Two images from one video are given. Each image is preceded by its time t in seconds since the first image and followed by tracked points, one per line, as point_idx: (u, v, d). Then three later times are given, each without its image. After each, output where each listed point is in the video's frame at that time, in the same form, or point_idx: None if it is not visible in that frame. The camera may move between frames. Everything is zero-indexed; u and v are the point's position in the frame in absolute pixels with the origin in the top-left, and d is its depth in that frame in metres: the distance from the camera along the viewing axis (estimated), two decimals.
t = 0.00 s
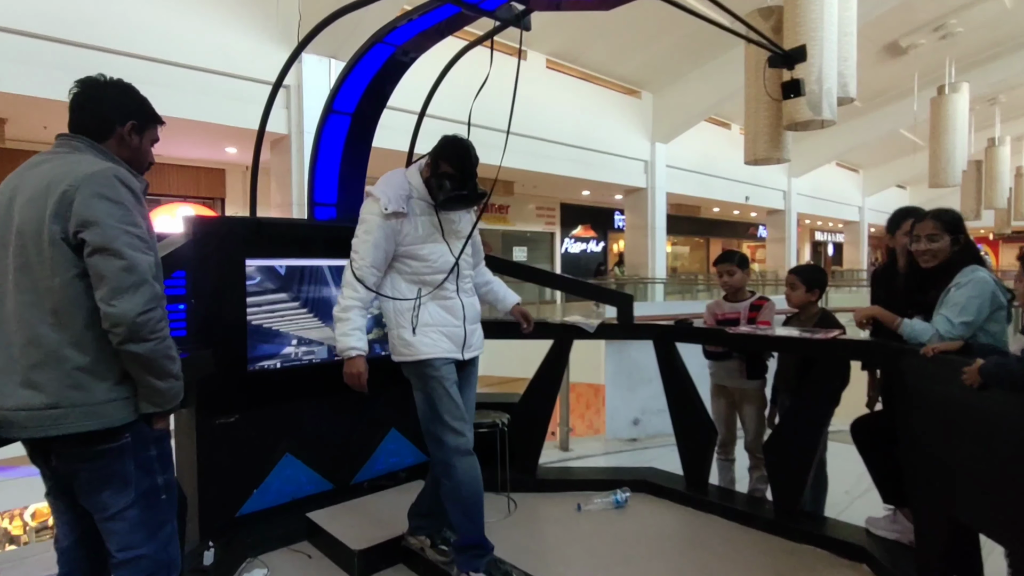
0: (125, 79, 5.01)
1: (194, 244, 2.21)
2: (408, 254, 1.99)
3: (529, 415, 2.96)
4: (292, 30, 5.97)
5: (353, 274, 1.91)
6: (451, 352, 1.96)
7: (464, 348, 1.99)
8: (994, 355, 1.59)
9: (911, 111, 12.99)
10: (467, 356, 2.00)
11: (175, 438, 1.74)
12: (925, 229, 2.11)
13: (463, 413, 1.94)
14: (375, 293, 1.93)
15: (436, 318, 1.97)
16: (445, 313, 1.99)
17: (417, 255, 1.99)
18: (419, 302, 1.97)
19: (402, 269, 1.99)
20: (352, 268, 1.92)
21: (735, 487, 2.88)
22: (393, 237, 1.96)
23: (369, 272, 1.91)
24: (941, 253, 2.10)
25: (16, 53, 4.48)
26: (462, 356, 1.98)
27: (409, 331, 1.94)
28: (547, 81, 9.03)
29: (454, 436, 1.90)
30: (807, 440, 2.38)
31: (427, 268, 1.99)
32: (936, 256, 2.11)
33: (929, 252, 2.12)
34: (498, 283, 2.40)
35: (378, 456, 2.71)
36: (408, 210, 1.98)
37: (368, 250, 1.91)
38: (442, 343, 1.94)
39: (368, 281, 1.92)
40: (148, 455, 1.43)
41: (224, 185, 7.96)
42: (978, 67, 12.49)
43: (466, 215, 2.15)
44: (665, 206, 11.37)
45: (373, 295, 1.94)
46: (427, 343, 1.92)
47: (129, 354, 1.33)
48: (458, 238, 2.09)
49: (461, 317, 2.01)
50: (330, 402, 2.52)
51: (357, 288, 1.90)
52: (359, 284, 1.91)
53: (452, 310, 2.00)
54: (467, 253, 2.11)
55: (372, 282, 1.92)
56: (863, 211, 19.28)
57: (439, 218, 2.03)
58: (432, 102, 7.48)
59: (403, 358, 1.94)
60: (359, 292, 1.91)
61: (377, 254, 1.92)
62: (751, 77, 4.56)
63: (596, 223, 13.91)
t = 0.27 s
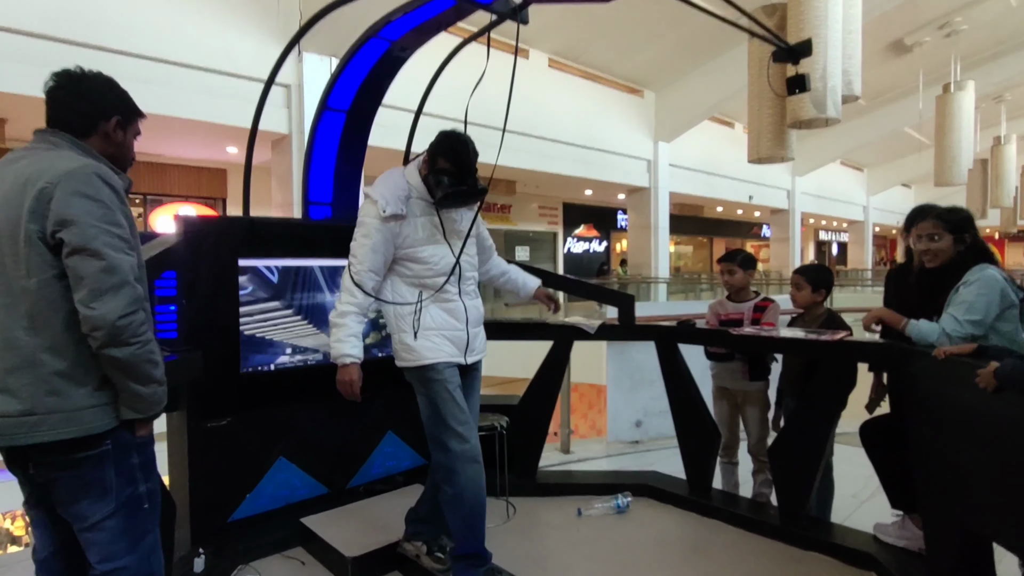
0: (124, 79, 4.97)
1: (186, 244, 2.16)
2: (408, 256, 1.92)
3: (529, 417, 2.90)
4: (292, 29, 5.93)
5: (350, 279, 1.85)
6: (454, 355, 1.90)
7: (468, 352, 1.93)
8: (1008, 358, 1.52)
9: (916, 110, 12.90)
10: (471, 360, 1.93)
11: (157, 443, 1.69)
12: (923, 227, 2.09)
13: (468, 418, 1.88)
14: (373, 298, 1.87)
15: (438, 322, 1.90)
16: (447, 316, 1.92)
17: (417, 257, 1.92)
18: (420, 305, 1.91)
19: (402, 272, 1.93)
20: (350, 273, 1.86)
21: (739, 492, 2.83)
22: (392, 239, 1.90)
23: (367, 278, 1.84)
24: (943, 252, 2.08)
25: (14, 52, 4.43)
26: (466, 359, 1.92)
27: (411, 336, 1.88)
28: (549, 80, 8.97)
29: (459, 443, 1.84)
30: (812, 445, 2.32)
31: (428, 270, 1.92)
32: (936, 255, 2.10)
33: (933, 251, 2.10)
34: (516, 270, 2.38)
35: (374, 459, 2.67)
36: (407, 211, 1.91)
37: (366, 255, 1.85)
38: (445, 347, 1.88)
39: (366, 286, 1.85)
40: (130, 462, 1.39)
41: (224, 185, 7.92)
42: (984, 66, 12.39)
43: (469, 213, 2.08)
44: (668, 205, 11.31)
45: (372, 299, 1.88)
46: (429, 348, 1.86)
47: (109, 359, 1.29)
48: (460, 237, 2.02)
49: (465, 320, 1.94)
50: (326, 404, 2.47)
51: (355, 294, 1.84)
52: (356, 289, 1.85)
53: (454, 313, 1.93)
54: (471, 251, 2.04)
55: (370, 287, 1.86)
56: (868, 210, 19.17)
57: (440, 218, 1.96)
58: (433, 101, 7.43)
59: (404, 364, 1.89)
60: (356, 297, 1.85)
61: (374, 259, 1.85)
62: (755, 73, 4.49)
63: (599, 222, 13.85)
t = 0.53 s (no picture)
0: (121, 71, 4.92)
1: (180, 236, 2.12)
2: (415, 239, 1.89)
3: (528, 409, 2.89)
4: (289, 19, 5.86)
5: (352, 254, 1.81)
6: (458, 347, 1.86)
7: (472, 344, 1.89)
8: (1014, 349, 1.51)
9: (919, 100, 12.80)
10: (475, 353, 1.89)
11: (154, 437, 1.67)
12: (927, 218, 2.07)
13: (473, 413, 1.84)
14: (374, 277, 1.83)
15: (443, 310, 1.86)
16: (453, 306, 1.88)
17: (424, 241, 1.88)
18: (427, 292, 1.86)
19: (408, 255, 1.89)
20: (352, 248, 1.82)
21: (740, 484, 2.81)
22: (400, 221, 1.87)
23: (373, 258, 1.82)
24: (949, 242, 2.05)
25: (10, 44, 4.38)
26: (470, 352, 1.88)
27: (415, 323, 1.84)
28: (549, 70, 8.90)
29: (467, 437, 1.80)
30: (814, 437, 2.31)
31: (434, 255, 1.88)
32: (943, 245, 2.07)
33: (939, 241, 2.07)
34: (532, 259, 2.35)
35: (373, 452, 2.66)
36: (418, 192, 1.88)
37: (372, 234, 1.82)
38: (451, 338, 1.84)
39: (367, 263, 1.81)
40: (127, 456, 1.37)
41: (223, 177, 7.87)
42: (988, 55, 12.28)
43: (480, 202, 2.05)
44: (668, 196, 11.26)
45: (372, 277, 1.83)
46: (434, 337, 1.82)
47: (106, 351, 1.27)
48: (469, 226, 1.99)
49: (472, 311, 1.90)
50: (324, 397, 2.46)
51: (354, 269, 1.80)
52: (356, 264, 1.80)
53: (461, 303, 1.89)
54: (480, 241, 2.01)
55: (375, 268, 1.83)
56: (869, 202, 19.08)
57: (449, 203, 1.93)
58: (432, 92, 7.37)
59: (407, 352, 1.85)
60: (355, 272, 1.80)
61: (381, 239, 1.82)
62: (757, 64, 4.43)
63: (599, 214, 13.79)
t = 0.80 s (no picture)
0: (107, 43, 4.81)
1: (174, 212, 2.10)
2: (429, 206, 1.83)
3: (526, 382, 2.91)
4: None
5: (364, 210, 1.71)
6: (467, 323, 1.82)
7: (481, 322, 1.85)
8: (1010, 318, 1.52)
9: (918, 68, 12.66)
10: (484, 330, 1.86)
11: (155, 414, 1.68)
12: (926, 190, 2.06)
13: (481, 392, 1.84)
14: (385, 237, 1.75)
15: (454, 285, 1.82)
16: (465, 280, 1.84)
17: (439, 208, 1.82)
18: (439, 263, 1.82)
19: (421, 222, 1.83)
20: (363, 205, 1.73)
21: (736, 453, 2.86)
22: (416, 186, 1.80)
23: (387, 219, 1.73)
24: (948, 213, 2.05)
25: None
26: (479, 329, 1.84)
27: (425, 296, 1.80)
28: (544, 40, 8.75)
29: (473, 417, 1.80)
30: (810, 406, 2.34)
31: (448, 224, 1.82)
32: (942, 216, 2.06)
33: (937, 212, 2.07)
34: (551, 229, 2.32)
35: (373, 424, 2.69)
36: (436, 157, 1.81)
37: (388, 195, 1.74)
38: (461, 313, 1.81)
39: (377, 221, 1.71)
40: (134, 431, 1.38)
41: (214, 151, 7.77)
42: (988, 22, 12.11)
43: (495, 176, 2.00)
44: (665, 168, 11.19)
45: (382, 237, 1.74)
46: (444, 313, 1.79)
47: (109, 328, 1.27)
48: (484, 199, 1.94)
49: (482, 289, 1.86)
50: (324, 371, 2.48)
51: (363, 224, 1.69)
52: (366, 220, 1.70)
53: (473, 279, 1.84)
54: (493, 216, 1.95)
55: (388, 230, 1.75)
56: (866, 172, 19.01)
57: (467, 172, 1.88)
58: (426, 63, 7.25)
59: (415, 324, 1.81)
60: (363, 228, 1.70)
61: (396, 202, 1.75)
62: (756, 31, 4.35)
63: (595, 186, 13.71)
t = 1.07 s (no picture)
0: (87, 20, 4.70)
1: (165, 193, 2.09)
2: (437, 182, 1.80)
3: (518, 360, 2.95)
4: None
5: (371, 185, 1.66)
6: (477, 305, 1.82)
7: (492, 303, 1.86)
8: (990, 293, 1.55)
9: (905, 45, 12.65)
10: (495, 311, 1.87)
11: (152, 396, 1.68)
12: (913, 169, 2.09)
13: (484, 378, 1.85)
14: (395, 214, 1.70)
15: (463, 266, 1.81)
16: (475, 261, 1.83)
17: (447, 185, 1.80)
18: (447, 244, 1.80)
19: (428, 200, 1.80)
20: (370, 180, 1.68)
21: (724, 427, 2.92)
22: (424, 162, 1.77)
23: (394, 195, 1.68)
24: (933, 191, 2.07)
25: None
26: (489, 311, 1.85)
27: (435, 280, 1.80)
28: (532, 15, 8.63)
29: (473, 402, 1.82)
30: (797, 382, 2.39)
31: (457, 201, 1.81)
32: (928, 195, 2.10)
33: (922, 192, 2.10)
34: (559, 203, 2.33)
35: (368, 403, 2.72)
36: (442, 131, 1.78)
37: (398, 172, 1.70)
38: (471, 297, 1.81)
39: (387, 197, 1.67)
40: (137, 413, 1.40)
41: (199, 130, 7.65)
42: None
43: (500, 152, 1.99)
44: (653, 145, 11.17)
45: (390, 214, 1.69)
46: (452, 296, 1.79)
47: (104, 311, 1.27)
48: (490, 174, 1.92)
49: (491, 270, 1.86)
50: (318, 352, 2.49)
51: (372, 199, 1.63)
52: (375, 195, 1.65)
53: (482, 258, 1.84)
54: (500, 192, 1.94)
55: (398, 208, 1.72)
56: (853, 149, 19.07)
57: (473, 147, 1.86)
58: (412, 39, 7.14)
59: (424, 308, 1.81)
60: (372, 203, 1.64)
61: (406, 179, 1.71)
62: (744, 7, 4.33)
63: (583, 163, 13.67)
